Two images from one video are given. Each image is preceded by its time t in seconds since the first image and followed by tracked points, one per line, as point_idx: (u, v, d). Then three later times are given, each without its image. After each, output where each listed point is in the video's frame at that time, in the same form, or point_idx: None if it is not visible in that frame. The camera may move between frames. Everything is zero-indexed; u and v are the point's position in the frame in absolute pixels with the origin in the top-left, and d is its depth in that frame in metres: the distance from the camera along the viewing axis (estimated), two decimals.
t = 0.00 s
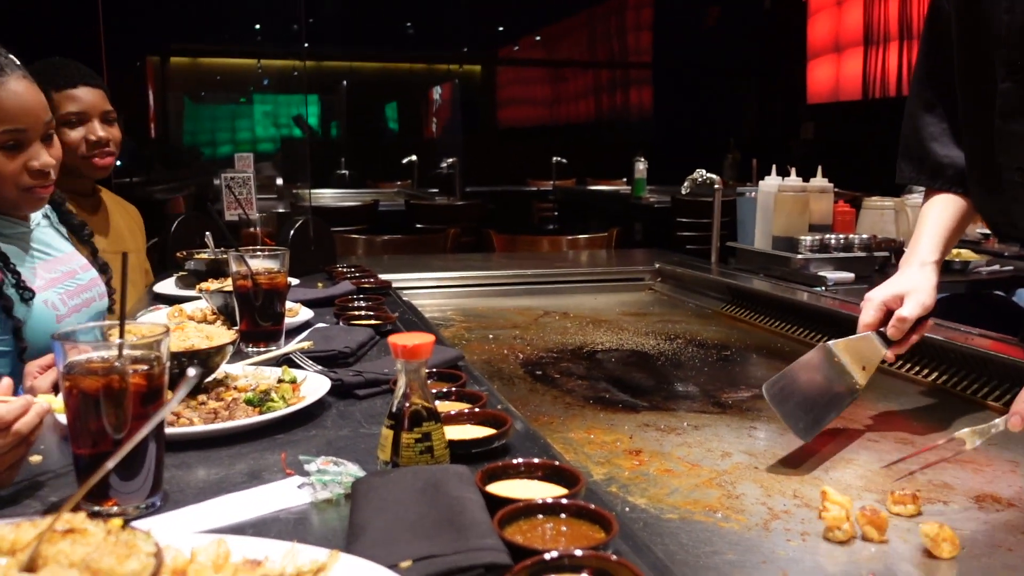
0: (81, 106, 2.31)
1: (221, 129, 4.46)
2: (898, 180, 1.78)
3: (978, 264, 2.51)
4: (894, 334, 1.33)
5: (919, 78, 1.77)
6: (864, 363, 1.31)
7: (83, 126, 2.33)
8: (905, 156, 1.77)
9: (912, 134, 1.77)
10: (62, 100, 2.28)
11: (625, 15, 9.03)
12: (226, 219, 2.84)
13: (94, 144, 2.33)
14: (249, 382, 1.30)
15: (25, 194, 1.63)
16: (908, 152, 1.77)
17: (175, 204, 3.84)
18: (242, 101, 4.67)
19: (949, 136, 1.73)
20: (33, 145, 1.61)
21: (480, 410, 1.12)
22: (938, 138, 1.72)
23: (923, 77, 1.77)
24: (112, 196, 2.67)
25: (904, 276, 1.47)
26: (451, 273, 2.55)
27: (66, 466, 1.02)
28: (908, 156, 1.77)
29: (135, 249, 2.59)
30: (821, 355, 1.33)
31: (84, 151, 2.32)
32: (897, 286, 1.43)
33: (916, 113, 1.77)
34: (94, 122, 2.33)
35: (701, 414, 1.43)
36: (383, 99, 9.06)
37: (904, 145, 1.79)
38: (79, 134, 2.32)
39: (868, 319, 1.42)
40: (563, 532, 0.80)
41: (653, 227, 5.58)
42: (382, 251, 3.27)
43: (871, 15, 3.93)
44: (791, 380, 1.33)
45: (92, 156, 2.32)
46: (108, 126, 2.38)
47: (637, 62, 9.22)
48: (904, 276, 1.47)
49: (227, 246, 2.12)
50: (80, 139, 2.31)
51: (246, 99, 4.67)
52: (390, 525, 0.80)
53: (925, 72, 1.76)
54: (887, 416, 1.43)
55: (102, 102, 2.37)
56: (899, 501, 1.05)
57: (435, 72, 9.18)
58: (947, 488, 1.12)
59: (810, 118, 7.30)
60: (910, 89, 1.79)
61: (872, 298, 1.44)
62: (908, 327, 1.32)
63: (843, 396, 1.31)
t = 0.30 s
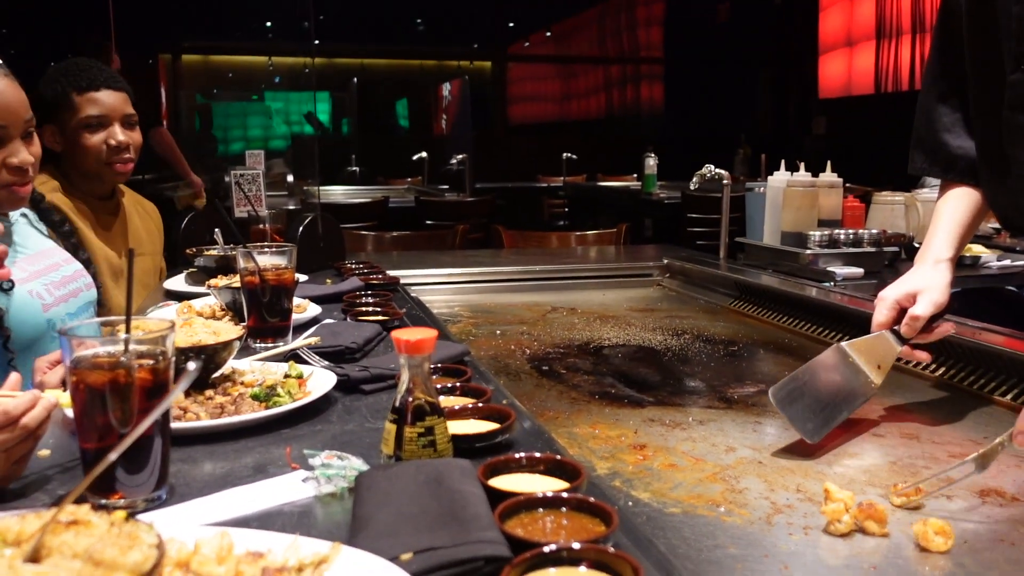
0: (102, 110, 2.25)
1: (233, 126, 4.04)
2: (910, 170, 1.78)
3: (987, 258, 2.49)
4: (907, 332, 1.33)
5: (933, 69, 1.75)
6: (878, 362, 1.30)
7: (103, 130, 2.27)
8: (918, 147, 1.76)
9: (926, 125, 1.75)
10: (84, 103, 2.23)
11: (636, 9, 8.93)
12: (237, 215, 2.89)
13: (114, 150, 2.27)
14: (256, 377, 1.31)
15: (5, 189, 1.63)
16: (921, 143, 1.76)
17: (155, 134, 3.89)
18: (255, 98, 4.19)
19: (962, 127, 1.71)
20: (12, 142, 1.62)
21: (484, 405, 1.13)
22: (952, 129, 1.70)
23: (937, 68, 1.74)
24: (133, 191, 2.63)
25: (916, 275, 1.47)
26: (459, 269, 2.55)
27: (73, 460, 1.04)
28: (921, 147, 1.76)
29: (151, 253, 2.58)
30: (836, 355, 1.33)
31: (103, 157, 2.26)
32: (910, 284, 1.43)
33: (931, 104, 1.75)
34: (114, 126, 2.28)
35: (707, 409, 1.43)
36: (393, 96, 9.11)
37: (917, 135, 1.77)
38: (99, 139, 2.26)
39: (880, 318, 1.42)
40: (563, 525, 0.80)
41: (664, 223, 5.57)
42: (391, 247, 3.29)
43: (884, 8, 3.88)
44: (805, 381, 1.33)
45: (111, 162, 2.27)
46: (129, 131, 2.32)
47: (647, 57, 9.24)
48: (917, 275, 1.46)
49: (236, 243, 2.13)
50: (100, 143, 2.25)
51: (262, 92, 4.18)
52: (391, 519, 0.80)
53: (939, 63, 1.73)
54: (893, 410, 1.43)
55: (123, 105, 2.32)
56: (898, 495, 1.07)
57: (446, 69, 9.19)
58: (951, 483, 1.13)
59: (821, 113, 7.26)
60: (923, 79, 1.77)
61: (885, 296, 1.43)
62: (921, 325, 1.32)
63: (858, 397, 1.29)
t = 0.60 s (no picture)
0: (103, 108, 2.26)
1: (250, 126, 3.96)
2: (919, 166, 1.79)
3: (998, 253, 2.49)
4: (921, 327, 1.32)
5: (942, 67, 1.75)
6: (892, 355, 1.30)
7: (104, 128, 2.28)
8: (927, 143, 1.77)
9: (934, 121, 1.76)
10: (84, 101, 2.24)
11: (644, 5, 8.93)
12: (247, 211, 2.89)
13: (114, 148, 2.29)
14: (266, 369, 1.32)
15: None
16: (930, 139, 1.76)
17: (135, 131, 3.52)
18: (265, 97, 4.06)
19: (970, 123, 1.71)
20: None
21: (493, 396, 1.13)
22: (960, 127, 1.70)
23: (944, 65, 1.74)
24: (138, 185, 2.64)
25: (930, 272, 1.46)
26: (467, 264, 2.56)
27: (86, 449, 1.06)
28: (929, 143, 1.77)
29: (158, 246, 2.60)
30: (849, 347, 1.33)
31: (105, 155, 2.28)
32: (926, 281, 1.42)
33: (939, 103, 1.75)
34: (114, 124, 2.28)
35: (714, 402, 1.44)
36: (402, 92, 9.12)
37: (926, 131, 1.78)
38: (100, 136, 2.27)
39: (894, 312, 1.40)
40: (571, 513, 0.81)
41: (674, 217, 5.57)
42: (400, 243, 3.30)
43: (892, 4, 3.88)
44: (817, 371, 1.34)
45: (112, 160, 2.30)
46: (130, 127, 2.33)
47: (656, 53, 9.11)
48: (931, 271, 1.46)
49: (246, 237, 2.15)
50: (101, 141, 2.27)
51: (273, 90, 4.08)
52: (401, 506, 0.81)
53: (946, 60, 1.73)
54: (901, 402, 1.44)
55: (125, 102, 2.32)
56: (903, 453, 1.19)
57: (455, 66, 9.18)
58: (959, 475, 1.14)
59: (831, 108, 7.23)
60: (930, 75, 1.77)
61: (899, 292, 1.42)
62: (936, 321, 1.31)
63: (870, 388, 1.30)
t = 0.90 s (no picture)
0: (105, 110, 2.27)
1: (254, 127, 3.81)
2: (932, 182, 1.79)
3: (1013, 255, 2.47)
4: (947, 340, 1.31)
5: (951, 82, 1.73)
6: (915, 366, 1.29)
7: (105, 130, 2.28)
8: (939, 160, 1.76)
9: (945, 137, 1.75)
10: (86, 104, 2.25)
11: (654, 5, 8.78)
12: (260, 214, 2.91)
13: (116, 150, 2.29)
14: (282, 376, 1.33)
15: None
16: (943, 156, 1.76)
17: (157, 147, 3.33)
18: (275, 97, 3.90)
19: (981, 138, 1.69)
20: None
21: (508, 404, 1.14)
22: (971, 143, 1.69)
23: (953, 81, 1.73)
24: (152, 189, 2.66)
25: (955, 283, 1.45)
26: (479, 268, 2.56)
27: (106, 455, 1.07)
28: (941, 159, 1.76)
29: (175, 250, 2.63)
30: (873, 355, 1.33)
31: (106, 158, 2.29)
32: (952, 294, 1.40)
33: (949, 118, 1.74)
34: (115, 126, 2.28)
35: (728, 408, 1.44)
36: (412, 93, 9.12)
37: (938, 147, 1.77)
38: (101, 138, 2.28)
39: (920, 326, 1.39)
40: (588, 523, 0.81)
41: (686, 218, 5.56)
42: (412, 246, 3.30)
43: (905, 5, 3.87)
44: (840, 379, 1.34)
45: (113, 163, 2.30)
46: (132, 130, 2.33)
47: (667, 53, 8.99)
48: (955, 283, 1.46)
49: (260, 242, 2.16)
50: (102, 143, 2.28)
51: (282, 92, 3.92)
52: (419, 516, 0.82)
53: (954, 75, 1.72)
54: (915, 408, 1.43)
55: (129, 105, 2.32)
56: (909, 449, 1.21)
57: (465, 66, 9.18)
58: (975, 483, 1.13)
59: (842, 108, 7.19)
60: (939, 92, 1.76)
61: (925, 305, 1.41)
62: (963, 335, 1.31)
63: (892, 398, 1.30)
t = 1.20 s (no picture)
0: (122, 138, 2.28)
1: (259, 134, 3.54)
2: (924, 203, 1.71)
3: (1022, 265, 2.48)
4: (947, 361, 1.25)
5: (944, 99, 1.64)
6: (910, 384, 1.24)
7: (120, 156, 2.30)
8: (932, 182, 1.67)
9: (939, 159, 1.66)
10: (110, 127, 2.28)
11: (662, 13, 8.77)
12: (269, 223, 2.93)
13: (119, 179, 2.29)
14: (293, 387, 1.34)
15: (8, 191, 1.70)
16: (935, 177, 1.67)
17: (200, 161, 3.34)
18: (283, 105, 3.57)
19: (976, 159, 1.61)
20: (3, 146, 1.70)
21: (518, 415, 1.15)
22: (966, 165, 1.61)
23: (947, 100, 1.64)
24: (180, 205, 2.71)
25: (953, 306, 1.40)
26: (486, 277, 2.57)
27: (120, 466, 1.08)
28: (934, 181, 1.67)
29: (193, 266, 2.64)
30: (876, 365, 1.23)
31: (110, 183, 2.31)
32: (953, 315, 1.35)
33: (943, 138, 1.65)
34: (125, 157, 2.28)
35: (735, 420, 1.44)
36: (419, 101, 9.15)
37: (930, 168, 1.69)
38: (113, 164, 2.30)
39: (921, 345, 1.34)
40: (598, 535, 0.82)
41: (693, 226, 5.57)
42: (421, 254, 3.32)
43: (911, 13, 3.87)
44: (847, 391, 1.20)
45: (112, 190, 2.30)
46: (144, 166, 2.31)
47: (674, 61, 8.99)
48: (954, 304, 1.40)
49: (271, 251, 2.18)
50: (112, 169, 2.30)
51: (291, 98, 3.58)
52: (430, 527, 0.83)
53: (948, 94, 1.63)
54: (923, 420, 1.44)
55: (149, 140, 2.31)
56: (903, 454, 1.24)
57: (472, 75, 9.22)
58: (983, 495, 1.14)
59: (850, 116, 7.19)
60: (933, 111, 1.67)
61: (926, 325, 1.36)
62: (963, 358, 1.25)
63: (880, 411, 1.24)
